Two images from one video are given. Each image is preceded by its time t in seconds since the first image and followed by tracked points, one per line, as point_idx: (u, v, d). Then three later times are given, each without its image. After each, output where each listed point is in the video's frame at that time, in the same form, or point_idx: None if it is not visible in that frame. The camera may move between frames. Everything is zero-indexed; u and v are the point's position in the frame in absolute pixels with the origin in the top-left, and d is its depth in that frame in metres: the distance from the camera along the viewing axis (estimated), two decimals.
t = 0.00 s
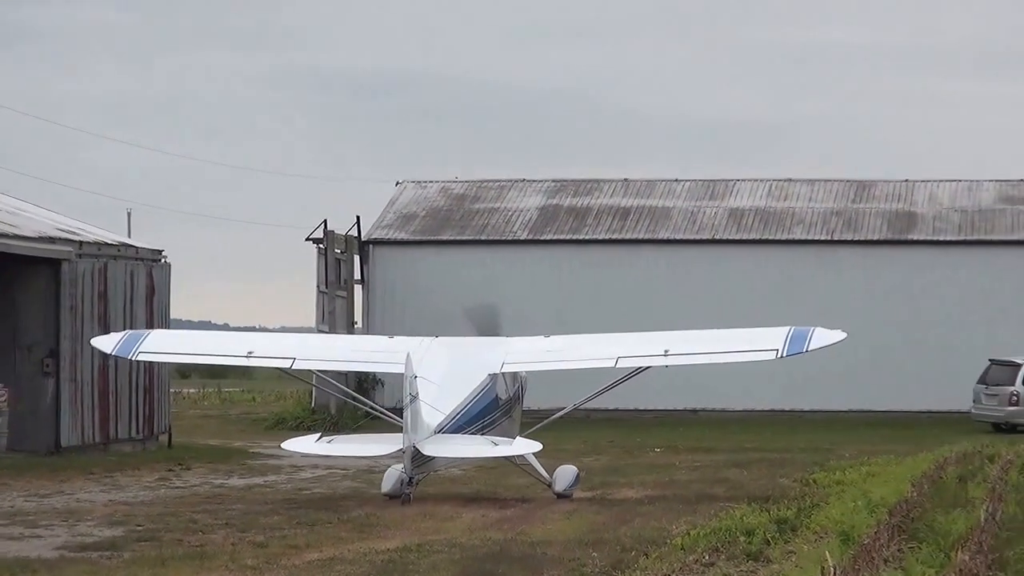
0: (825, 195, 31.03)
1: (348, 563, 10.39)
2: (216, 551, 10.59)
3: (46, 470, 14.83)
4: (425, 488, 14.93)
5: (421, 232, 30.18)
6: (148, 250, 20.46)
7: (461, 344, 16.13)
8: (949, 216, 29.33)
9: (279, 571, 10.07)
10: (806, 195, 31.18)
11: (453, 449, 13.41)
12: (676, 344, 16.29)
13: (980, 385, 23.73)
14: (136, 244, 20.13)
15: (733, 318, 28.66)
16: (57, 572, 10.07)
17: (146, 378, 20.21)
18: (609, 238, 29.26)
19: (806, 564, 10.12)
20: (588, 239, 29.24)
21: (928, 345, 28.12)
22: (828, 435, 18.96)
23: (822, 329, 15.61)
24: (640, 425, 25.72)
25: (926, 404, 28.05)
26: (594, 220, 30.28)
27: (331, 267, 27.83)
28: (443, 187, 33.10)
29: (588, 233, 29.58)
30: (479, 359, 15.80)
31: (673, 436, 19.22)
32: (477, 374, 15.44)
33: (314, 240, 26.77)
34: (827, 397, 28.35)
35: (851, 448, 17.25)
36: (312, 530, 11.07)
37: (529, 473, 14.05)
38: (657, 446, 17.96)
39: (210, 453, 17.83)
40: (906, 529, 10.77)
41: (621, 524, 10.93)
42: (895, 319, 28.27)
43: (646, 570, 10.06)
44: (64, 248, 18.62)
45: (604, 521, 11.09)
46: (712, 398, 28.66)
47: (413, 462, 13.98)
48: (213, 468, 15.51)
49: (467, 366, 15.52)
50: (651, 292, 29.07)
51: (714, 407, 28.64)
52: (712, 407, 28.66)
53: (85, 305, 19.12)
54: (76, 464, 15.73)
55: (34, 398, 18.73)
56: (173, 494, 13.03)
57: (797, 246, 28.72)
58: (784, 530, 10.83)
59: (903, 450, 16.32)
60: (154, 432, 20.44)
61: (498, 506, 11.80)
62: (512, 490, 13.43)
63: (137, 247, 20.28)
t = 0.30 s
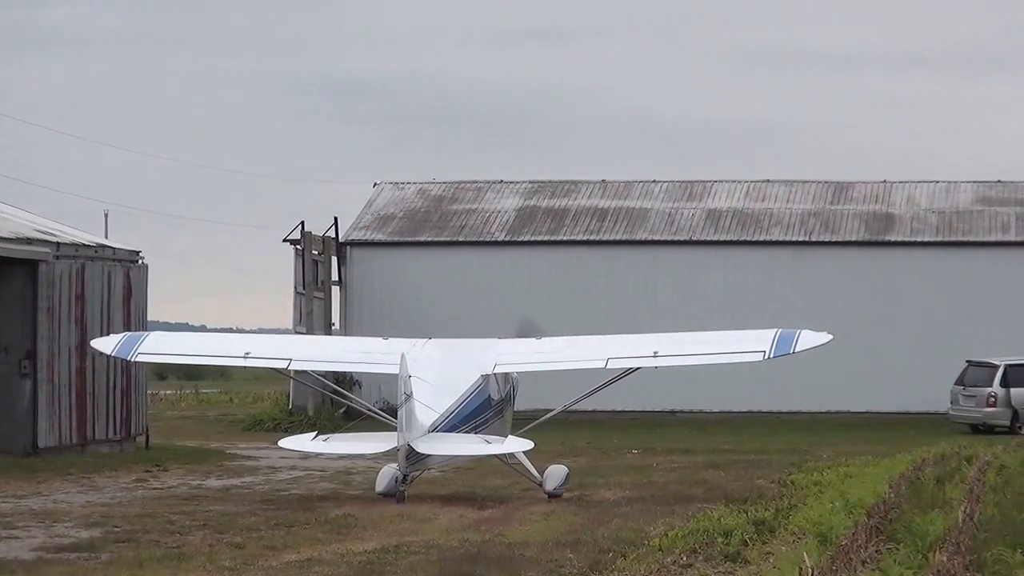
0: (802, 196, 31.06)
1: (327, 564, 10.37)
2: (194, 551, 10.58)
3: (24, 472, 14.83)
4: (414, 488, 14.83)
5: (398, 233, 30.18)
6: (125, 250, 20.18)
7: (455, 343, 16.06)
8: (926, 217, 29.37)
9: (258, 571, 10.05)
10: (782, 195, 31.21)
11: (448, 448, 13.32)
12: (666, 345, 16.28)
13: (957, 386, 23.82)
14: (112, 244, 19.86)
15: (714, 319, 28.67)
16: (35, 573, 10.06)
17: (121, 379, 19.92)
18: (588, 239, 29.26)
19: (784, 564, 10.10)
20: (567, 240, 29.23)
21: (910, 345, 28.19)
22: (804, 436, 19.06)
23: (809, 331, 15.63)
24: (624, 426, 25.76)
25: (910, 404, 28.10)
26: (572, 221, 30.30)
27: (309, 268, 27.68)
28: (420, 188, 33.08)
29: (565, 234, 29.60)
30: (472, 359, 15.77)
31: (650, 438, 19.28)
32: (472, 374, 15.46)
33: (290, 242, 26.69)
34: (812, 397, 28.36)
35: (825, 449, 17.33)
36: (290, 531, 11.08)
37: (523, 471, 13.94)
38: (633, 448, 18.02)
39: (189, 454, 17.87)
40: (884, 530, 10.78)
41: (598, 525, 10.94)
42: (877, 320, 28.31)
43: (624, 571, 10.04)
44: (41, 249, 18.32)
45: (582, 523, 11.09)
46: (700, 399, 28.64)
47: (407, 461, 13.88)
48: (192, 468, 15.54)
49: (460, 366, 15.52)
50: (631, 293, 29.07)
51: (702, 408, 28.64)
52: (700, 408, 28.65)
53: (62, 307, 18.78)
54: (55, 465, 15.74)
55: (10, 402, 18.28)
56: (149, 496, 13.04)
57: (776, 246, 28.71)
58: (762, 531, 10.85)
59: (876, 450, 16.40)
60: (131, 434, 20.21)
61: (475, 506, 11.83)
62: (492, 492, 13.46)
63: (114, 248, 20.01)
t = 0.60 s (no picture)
0: (784, 196, 31.05)
1: (308, 564, 10.34)
2: (175, 551, 10.57)
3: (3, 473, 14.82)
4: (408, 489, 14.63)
5: (379, 233, 30.18)
6: (106, 251, 20.17)
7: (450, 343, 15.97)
8: (908, 218, 29.37)
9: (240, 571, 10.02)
10: (763, 195, 31.20)
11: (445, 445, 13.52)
12: (658, 345, 16.28)
13: (938, 387, 23.81)
14: (93, 245, 19.85)
15: (696, 319, 28.70)
16: (15, 572, 10.04)
17: (102, 380, 19.90)
18: (570, 239, 29.28)
19: (766, 562, 10.08)
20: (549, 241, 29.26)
21: (894, 345, 28.18)
22: (786, 437, 19.14)
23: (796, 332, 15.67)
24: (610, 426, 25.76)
25: (894, 404, 28.10)
26: (553, 221, 30.30)
27: (289, 269, 27.72)
28: (401, 188, 33.09)
29: (547, 234, 29.62)
30: (468, 360, 15.68)
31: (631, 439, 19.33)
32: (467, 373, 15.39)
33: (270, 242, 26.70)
34: (797, 397, 28.38)
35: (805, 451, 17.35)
36: (271, 532, 11.08)
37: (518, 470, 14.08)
38: (614, 448, 18.04)
39: (172, 455, 17.86)
40: (865, 531, 10.76)
41: (579, 525, 10.94)
42: (860, 320, 28.30)
43: (605, 571, 10.01)
44: (24, 250, 18.30)
45: (563, 524, 11.09)
46: (686, 400, 28.68)
47: (405, 458, 14.07)
48: (171, 470, 15.56)
49: (457, 366, 15.43)
50: (612, 294, 29.10)
51: (687, 408, 28.68)
52: (686, 408, 28.69)
53: (43, 308, 18.76)
54: (36, 466, 15.73)
55: None
56: (129, 497, 13.04)
57: (758, 246, 28.72)
58: (743, 531, 10.86)
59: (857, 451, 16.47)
60: (111, 434, 20.16)
61: (455, 507, 11.85)
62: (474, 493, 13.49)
63: (95, 248, 19.98)
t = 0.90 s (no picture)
0: (768, 196, 31.04)
1: (292, 563, 10.31)
2: (160, 551, 10.56)
3: None
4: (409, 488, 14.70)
5: (363, 233, 30.16)
6: (90, 250, 20.15)
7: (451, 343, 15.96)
8: (893, 217, 29.36)
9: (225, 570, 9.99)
10: (749, 195, 31.17)
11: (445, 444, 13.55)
12: (654, 346, 16.30)
13: (923, 387, 23.81)
14: (78, 244, 19.82)
15: (681, 320, 28.75)
16: None
17: (87, 380, 19.87)
18: (555, 239, 29.29)
19: (752, 562, 10.04)
20: (533, 241, 29.27)
21: (879, 344, 28.19)
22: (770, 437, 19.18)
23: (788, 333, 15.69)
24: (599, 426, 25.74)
25: (879, 404, 28.10)
26: (537, 221, 30.30)
27: (275, 268, 27.73)
28: (385, 188, 33.04)
29: (532, 233, 29.63)
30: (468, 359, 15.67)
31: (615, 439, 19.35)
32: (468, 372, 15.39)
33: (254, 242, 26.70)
34: (782, 397, 28.40)
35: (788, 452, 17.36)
36: (255, 532, 11.07)
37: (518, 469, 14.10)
38: (598, 448, 18.02)
39: (159, 454, 17.83)
40: (850, 530, 10.76)
41: (563, 525, 10.93)
42: (845, 320, 28.31)
43: (590, 570, 9.98)
44: (8, 251, 18.27)
45: (547, 525, 11.09)
46: (672, 399, 28.67)
47: (406, 457, 14.11)
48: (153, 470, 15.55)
49: (457, 366, 15.43)
50: (598, 294, 29.13)
51: (673, 408, 28.68)
52: (671, 407, 28.68)
53: (27, 309, 18.74)
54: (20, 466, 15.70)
55: None
56: (112, 498, 13.03)
57: (742, 246, 28.74)
58: (728, 531, 10.86)
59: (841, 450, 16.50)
60: (96, 433, 20.12)
61: (440, 507, 11.86)
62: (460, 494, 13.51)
63: (79, 248, 19.95)
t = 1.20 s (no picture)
0: (756, 195, 31.03)
1: (282, 561, 10.27)
2: (148, 551, 10.54)
3: None
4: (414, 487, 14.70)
5: (352, 233, 30.14)
6: (78, 250, 20.14)
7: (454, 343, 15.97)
8: (882, 217, 29.34)
9: (214, 569, 9.96)
10: (737, 195, 31.13)
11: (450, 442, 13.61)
12: (654, 345, 16.30)
13: (913, 386, 23.81)
14: (65, 244, 19.82)
15: (669, 320, 28.76)
16: None
17: (74, 379, 19.85)
18: (544, 239, 29.28)
19: (740, 561, 10.03)
20: (522, 240, 29.27)
21: (868, 344, 28.19)
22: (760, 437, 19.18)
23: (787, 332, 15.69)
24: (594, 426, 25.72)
25: (869, 403, 28.08)
26: (526, 221, 30.28)
27: (263, 268, 27.72)
28: (373, 188, 32.99)
29: (521, 233, 29.62)
30: (471, 360, 15.67)
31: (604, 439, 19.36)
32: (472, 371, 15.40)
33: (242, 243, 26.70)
34: (772, 397, 28.41)
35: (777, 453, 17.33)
36: (245, 532, 11.06)
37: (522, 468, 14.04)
38: (588, 448, 18.02)
39: (149, 454, 17.81)
40: (839, 530, 10.75)
41: (552, 525, 10.92)
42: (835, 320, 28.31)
43: (579, 570, 9.96)
44: None
45: (537, 524, 11.07)
46: (662, 399, 28.67)
47: (411, 455, 14.18)
48: (141, 469, 15.54)
49: (461, 367, 15.43)
50: (587, 295, 29.14)
51: (668, 409, 28.66)
52: (661, 408, 28.68)
53: (16, 308, 18.73)
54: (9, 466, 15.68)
55: None
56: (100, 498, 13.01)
57: (730, 246, 28.75)
58: (717, 530, 10.86)
59: (830, 450, 16.51)
60: (84, 433, 20.10)
61: (429, 506, 11.85)
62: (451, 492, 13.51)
63: (67, 248, 19.94)
